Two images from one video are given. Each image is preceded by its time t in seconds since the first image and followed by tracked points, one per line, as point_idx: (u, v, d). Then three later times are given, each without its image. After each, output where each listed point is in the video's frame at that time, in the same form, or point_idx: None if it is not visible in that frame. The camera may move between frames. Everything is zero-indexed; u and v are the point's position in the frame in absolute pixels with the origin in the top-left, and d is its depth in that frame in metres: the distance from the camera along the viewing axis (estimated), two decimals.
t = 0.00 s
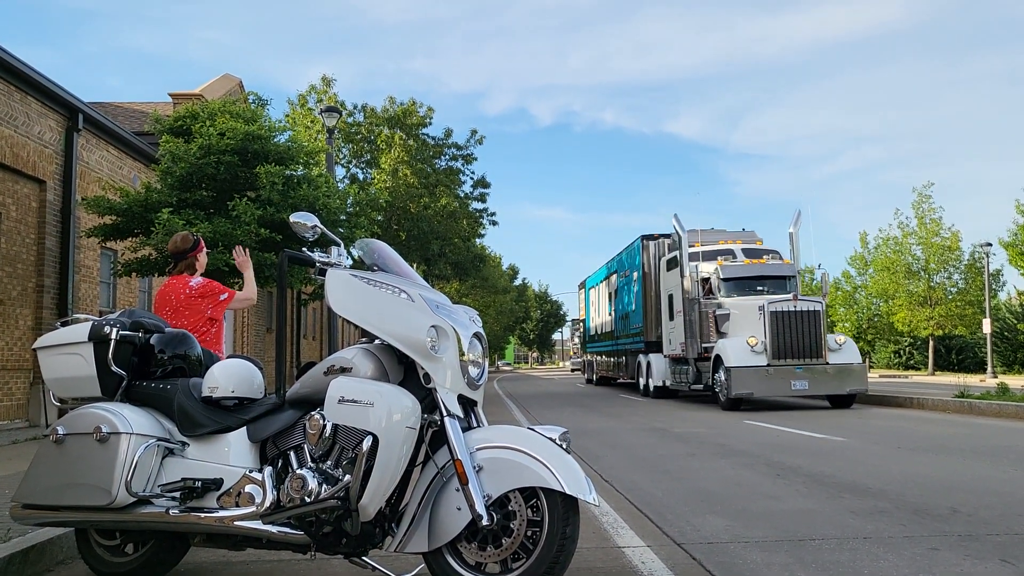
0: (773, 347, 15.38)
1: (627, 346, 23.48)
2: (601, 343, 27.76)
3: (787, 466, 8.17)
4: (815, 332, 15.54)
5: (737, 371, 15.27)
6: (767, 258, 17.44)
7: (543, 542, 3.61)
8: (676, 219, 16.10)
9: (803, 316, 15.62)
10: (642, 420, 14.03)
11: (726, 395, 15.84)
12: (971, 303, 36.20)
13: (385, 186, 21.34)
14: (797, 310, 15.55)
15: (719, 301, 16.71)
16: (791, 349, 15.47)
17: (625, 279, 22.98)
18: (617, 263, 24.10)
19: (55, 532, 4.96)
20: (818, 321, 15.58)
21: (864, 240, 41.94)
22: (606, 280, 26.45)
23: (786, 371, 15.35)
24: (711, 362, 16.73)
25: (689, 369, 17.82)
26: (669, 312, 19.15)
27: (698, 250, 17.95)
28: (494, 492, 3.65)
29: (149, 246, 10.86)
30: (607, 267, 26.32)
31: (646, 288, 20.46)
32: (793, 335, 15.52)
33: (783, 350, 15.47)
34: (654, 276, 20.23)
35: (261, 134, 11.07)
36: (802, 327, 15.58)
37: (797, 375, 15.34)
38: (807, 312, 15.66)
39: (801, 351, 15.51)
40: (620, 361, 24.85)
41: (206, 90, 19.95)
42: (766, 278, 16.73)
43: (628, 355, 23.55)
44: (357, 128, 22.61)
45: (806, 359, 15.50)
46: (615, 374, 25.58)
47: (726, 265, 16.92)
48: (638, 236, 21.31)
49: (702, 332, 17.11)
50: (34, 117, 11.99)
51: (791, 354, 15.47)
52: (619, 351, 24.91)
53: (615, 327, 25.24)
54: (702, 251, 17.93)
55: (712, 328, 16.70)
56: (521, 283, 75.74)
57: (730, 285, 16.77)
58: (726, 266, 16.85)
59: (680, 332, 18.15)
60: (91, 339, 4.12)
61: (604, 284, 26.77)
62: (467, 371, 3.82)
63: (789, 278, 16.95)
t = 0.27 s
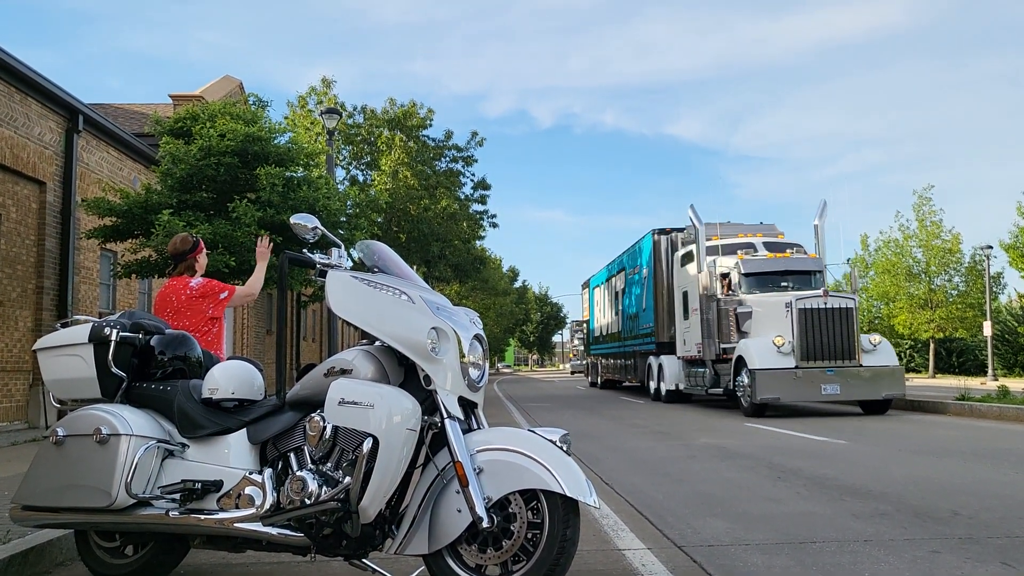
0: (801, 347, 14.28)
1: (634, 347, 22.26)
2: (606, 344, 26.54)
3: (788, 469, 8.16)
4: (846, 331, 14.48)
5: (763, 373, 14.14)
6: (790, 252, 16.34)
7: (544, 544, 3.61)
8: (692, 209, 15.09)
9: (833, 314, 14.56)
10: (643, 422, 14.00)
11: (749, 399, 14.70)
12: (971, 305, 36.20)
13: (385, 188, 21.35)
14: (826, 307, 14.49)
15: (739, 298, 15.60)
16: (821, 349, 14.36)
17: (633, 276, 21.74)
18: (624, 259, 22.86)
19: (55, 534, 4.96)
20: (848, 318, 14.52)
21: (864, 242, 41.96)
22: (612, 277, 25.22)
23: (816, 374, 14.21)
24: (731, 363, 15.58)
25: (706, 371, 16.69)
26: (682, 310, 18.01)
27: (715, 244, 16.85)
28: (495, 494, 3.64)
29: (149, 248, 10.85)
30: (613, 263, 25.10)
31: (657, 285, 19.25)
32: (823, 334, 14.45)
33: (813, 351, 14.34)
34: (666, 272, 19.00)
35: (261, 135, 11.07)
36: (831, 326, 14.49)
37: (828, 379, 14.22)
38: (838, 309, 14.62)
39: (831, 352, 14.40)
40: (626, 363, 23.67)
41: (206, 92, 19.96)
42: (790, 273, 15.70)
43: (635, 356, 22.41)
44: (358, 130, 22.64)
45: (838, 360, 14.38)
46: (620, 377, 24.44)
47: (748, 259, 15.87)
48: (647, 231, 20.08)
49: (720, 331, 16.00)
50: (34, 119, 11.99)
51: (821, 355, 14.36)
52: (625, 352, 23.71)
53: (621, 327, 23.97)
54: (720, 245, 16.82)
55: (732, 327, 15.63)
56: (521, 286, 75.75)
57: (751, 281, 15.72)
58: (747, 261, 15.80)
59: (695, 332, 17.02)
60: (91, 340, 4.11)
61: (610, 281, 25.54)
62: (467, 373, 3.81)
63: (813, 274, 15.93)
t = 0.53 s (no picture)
0: (835, 348, 13.37)
1: (646, 348, 21.18)
2: (614, 345, 25.45)
3: (790, 471, 8.15)
4: (884, 330, 13.57)
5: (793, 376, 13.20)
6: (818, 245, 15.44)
7: (545, 547, 3.61)
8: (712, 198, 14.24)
9: (870, 311, 13.64)
10: (644, 424, 13.98)
11: (778, 404, 13.71)
12: (973, 308, 36.20)
13: (386, 190, 21.38)
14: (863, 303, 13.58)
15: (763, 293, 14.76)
16: (857, 349, 13.44)
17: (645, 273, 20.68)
18: (634, 256, 21.83)
19: (56, 536, 4.95)
20: (887, 317, 13.60)
21: (865, 245, 41.97)
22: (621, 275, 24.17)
23: (851, 377, 13.29)
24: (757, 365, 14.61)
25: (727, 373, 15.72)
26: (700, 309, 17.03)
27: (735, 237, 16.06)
28: (495, 496, 3.64)
29: (150, 250, 10.85)
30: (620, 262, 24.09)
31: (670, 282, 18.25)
32: (858, 333, 13.53)
33: (848, 351, 13.43)
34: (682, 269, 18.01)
35: (263, 137, 11.09)
36: (867, 324, 13.59)
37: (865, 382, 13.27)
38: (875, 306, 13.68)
39: (868, 353, 13.47)
40: (636, 365, 22.61)
41: (207, 94, 20.00)
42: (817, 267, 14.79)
43: (647, 358, 21.38)
44: (359, 132, 22.69)
45: (875, 362, 13.47)
46: (629, 380, 23.40)
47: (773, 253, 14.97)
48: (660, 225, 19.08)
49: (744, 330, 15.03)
50: (36, 121, 12.02)
51: (857, 356, 13.44)
52: (635, 353, 22.63)
53: (631, 328, 22.91)
54: (742, 239, 16.17)
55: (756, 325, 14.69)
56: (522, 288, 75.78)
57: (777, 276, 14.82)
58: (773, 254, 14.91)
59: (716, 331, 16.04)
60: (93, 341, 4.11)
61: (618, 280, 24.54)
62: (468, 375, 3.81)
63: (843, 268, 15.04)
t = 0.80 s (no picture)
0: (877, 346, 11.87)
1: (654, 349, 19.75)
2: (618, 345, 24.08)
3: (790, 473, 8.14)
4: (931, 328, 12.10)
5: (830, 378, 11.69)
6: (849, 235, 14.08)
7: (545, 548, 3.60)
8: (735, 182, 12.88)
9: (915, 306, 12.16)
10: (645, 426, 13.95)
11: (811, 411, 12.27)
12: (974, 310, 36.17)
13: (386, 191, 21.38)
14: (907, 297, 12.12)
15: (791, 287, 13.21)
16: (900, 348, 11.97)
17: (654, 268, 19.22)
18: (642, 250, 20.39)
19: (56, 537, 4.95)
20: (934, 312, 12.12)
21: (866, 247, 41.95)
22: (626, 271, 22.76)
23: (893, 381, 11.76)
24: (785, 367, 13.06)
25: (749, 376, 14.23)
26: (717, 307, 15.54)
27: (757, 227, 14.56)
28: (496, 497, 3.64)
29: (150, 251, 10.85)
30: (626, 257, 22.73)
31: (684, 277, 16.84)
32: (903, 331, 12.04)
33: (890, 351, 11.94)
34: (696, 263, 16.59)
35: (263, 139, 11.09)
36: (910, 321, 12.09)
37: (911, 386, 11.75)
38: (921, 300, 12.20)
39: (913, 352, 11.99)
40: (643, 367, 21.24)
41: (208, 95, 20.02)
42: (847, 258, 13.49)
43: (655, 359, 19.96)
44: (359, 133, 22.71)
45: (920, 363, 11.98)
46: (635, 382, 22.07)
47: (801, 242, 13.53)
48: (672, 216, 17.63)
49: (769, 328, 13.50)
50: (37, 122, 12.03)
51: (900, 356, 11.96)
52: (641, 354, 21.24)
53: (638, 327, 21.42)
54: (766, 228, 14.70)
55: (784, 322, 13.08)
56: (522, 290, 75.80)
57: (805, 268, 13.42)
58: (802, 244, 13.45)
59: (737, 330, 14.49)
60: (93, 342, 4.12)
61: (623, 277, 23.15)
62: (468, 377, 3.81)
63: (878, 260, 13.61)
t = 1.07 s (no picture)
0: (930, 347, 11.12)
1: (666, 349, 18.74)
2: (626, 345, 23.02)
3: (791, 476, 8.14)
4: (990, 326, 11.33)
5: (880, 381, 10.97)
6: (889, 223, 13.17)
7: (545, 551, 3.60)
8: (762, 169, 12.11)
9: (971, 301, 11.38)
10: (646, 428, 13.94)
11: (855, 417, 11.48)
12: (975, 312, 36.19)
13: (387, 193, 21.38)
14: (962, 291, 11.36)
15: (826, 280, 12.56)
16: (956, 348, 11.23)
17: (667, 263, 18.26)
18: (654, 245, 19.41)
19: (56, 539, 4.95)
20: (991, 309, 11.38)
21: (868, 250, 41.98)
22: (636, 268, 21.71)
23: (949, 385, 11.03)
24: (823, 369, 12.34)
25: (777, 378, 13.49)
26: (740, 303, 14.83)
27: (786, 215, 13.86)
28: (496, 500, 3.64)
29: (151, 253, 10.86)
30: (635, 253, 21.71)
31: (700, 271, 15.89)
32: (958, 329, 11.31)
33: (944, 352, 11.20)
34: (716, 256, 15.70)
35: (263, 141, 11.10)
36: (964, 319, 11.37)
37: (967, 390, 11.05)
38: (978, 295, 11.43)
39: (970, 353, 11.25)
40: (653, 368, 20.22)
41: (209, 98, 20.05)
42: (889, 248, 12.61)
43: (668, 360, 18.95)
44: (360, 135, 22.74)
45: (978, 363, 11.27)
46: (645, 384, 21.03)
47: (837, 233, 12.74)
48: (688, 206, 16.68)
49: (798, 325, 13.02)
50: (38, 124, 12.05)
51: (955, 357, 11.21)
52: (652, 355, 20.22)
53: (650, 326, 20.41)
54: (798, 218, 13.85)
55: (820, 318, 12.44)
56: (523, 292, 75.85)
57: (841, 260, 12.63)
58: (837, 234, 12.69)
59: (763, 328, 13.84)
60: (93, 344, 4.12)
61: (632, 273, 22.16)
62: (468, 379, 3.81)
63: (921, 250, 12.71)
